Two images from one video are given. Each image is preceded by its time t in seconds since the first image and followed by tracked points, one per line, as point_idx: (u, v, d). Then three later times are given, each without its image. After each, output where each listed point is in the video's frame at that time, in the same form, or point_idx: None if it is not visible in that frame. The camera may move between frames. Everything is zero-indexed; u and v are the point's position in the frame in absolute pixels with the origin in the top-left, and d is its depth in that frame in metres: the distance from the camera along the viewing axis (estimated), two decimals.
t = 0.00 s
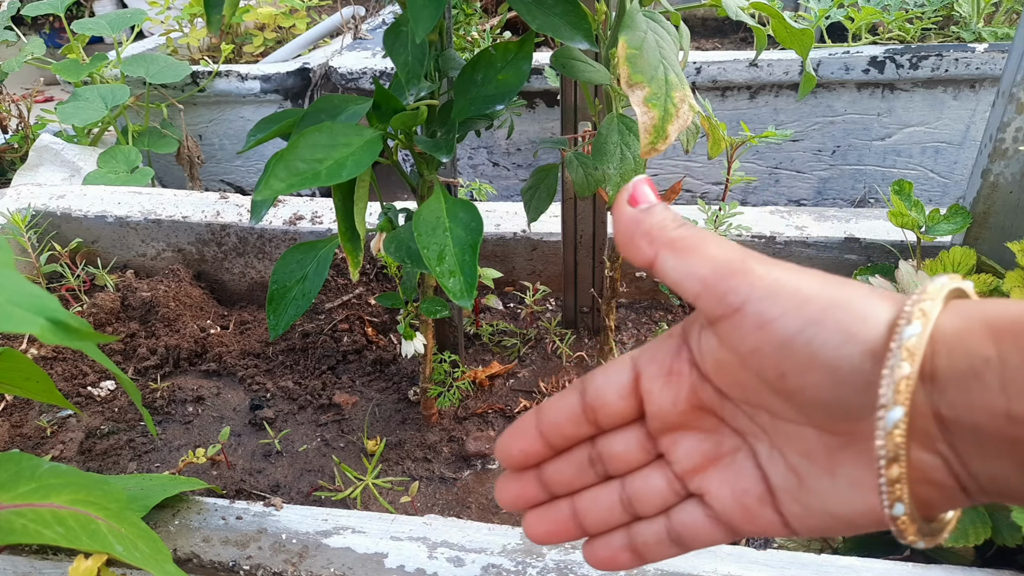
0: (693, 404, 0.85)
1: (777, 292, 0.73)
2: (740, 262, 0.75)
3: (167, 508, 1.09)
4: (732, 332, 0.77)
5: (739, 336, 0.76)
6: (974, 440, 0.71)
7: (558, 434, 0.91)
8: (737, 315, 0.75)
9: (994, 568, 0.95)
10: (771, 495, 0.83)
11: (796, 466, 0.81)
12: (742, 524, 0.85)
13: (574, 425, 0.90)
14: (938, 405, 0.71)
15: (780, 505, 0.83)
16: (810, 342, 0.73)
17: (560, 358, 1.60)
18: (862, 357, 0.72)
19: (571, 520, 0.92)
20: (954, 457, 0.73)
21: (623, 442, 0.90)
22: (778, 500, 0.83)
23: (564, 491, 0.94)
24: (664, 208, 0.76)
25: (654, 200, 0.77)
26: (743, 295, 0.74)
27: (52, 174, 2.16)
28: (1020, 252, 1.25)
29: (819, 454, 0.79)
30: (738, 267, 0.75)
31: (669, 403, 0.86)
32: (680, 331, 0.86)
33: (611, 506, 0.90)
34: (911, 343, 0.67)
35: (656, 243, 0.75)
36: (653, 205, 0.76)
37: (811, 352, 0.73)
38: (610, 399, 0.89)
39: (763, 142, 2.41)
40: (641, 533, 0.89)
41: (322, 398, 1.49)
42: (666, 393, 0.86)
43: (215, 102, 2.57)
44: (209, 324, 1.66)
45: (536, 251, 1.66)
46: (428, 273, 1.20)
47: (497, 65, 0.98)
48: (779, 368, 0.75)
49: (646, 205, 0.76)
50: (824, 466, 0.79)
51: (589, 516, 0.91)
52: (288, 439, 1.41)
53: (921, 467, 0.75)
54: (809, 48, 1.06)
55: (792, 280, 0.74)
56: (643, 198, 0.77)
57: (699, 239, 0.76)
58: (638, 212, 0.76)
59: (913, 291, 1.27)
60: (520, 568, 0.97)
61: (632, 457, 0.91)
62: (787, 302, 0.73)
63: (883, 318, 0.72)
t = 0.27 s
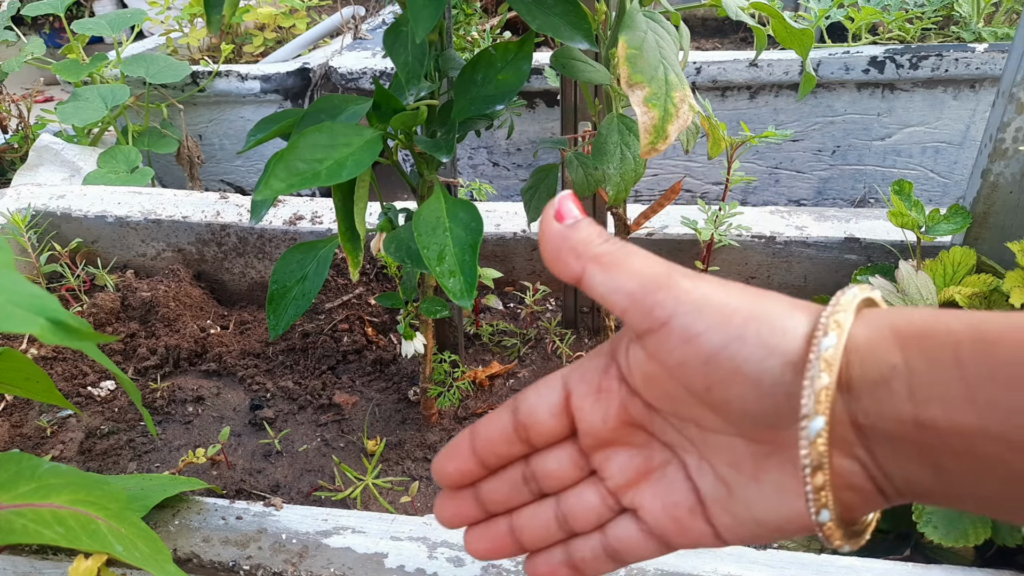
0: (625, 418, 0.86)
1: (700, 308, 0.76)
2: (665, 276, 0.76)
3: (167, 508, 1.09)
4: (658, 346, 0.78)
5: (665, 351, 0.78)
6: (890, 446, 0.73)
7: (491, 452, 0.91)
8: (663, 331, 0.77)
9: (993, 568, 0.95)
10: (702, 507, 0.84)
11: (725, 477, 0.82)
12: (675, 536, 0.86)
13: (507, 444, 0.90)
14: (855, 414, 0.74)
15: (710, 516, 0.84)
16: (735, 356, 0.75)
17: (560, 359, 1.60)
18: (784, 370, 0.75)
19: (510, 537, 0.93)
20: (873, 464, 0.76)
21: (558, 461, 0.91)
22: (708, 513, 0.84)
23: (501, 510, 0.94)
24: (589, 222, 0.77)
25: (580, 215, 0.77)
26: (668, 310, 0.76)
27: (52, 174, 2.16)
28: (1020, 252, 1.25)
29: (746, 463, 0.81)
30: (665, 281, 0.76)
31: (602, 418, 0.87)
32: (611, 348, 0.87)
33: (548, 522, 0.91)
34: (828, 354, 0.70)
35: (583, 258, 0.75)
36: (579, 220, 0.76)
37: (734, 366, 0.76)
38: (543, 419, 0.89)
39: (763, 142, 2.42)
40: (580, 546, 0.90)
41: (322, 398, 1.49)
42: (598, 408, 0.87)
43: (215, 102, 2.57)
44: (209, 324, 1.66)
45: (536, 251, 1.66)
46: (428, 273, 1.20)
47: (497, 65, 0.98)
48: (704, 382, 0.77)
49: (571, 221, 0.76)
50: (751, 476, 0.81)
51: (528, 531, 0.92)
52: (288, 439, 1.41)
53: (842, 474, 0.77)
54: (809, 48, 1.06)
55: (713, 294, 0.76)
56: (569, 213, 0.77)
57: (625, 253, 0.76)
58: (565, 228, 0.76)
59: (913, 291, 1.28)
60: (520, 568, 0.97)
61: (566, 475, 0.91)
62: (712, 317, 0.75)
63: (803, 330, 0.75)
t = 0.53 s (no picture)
0: (639, 490, 0.89)
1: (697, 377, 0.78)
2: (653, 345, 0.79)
3: (167, 508, 1.09)
4: (663, 418, 0.81)
5: (672, 422, 0.80)
6: (907, 494, 0.76)
7: (509, 539, 0.92)
8: (662, 403, 0.79)
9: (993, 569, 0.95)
10: (729, 564, 0.88)
11: (747, 536, 0.86)
12: None
13: (523, 529, 0.92)
14: (869, 465, 0.76)
15: (739, 574, 0.87)
16: (739, 422, 0.78)
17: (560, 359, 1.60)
18: (791, 430, 0.77)
19: None
20: (894, 510, 0.78)
21: (578, 539, 0.94)
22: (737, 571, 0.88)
23: None
24: (576, 301, 0.79)
25: (564, 294, 0.80)
26: (664, 378, 0.78)
27: (53, 174, 2.16)
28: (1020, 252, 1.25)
29: (768, 520, 0.84)
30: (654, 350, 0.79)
31: (617, 492, 0.89)
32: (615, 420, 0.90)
33: None
34: (835, 414, 0.71)
35: (575, 337, 0.77)
36: (564, 299, 0.79)
37: (740, 431, 0.78)
38: (557, 501, 0.91)
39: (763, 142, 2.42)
40: None
41: (322, 398, 1.49)
42: (611, 483, 0.89)
43: (215, 102, 2.57)
44: (209, 324, 1.66)
45: (536, 251, 1.66)
46: (428, 273, 1.20)
47: (497, 65, 0.98)
48: (716, 449, 0.80)
49: (558, 301, 0.79)
50: (775, 535, 0.84)
51: None
52: (288, 439, 1.42)
53: (866, 525, 0.79)
54: (809, 48, 1.06)
55: (703, 360, 0.79)
56: (555, 292, 0.80)
57: (612, 325, 0.79)
58: (553, 308, 0.78)
59: (913, 291, 1.28)
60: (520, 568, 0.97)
61: (588, 551, 0.94)
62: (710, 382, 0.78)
63: (803, 388, 0.76)
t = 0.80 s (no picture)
0: (684, 516, 0.88)
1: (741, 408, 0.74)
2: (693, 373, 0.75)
3: (167, 508, 1.09)
4: (707, 448, 0.78)
5: (717, 453, 0.78)
6: (961, 513, 0.71)
7: (557, 568, 0.94)
8: (705, 435, 0.76)
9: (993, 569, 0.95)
10: None
11: (800, 557, 0.85)
12: None
13: (570, 560, 0.93)
14: (919, 485, 0.71)
15: None
16: (785, 450, 0.74)
17: (560, 359, 1.60)
18: (839, 456, 0.73)
19: None
20: (947, 527, 0.74)
21: (626, 565, 0.95)
22: None
23: None
24: (608, 334, 0.74)
25: (595, 326, 0.75)
26: (705, 408, 0.74)
27: (53, 174, 2.16)
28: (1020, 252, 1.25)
29: (819, 541, 0.82)
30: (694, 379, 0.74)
31: (662, 519, 0.89)
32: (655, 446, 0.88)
33: None
34: (883, 438, 0.67)
35: (611, 372, 0.73)
36: (596, 334, 0.74)
37: (787, 459, 0.75)
38: (601, 530, 0.91)
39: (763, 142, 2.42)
40: None
41: (322, 398, 1.49)
42: (656, 511, 0.89)
43: (215, 102, 2.58)
44: (209, 323, 1.66)
45: (536, 251, 1.67)
46: (428, 273, 1.20)
47: (497, 65, 0.99)
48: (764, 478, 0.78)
49: (590, 336, 0.74)
50: (828, 554, 0.83)
51: None
52: (288, 439, 1.42)
53: (921, 543, 0.76)
54: (809, 48, 1.06)
55: (743, 387, 0.75)
56: (586, 325, 0.75)
57: (647, 355, 0.74)
58: (585, 344, 0.74)
59: (913, 290, 1.28)
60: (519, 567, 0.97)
61: None
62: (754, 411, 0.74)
63: (847, 411, 0.72)
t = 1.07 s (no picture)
0: (760, 530, 0.88)
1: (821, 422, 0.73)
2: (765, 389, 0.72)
3: (168, 508, 1.09)
4: (786, 465, 0.77)
5: (796, 467, 0.77)
6: None
7: None
8: (786, 451, 0.75)
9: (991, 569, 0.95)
10: None
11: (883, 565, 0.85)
12: None
13: None
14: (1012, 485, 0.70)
15: None
16: (870, 460, 0.74)
17: (560, 359, 1.61)
18: (928, 464, 0.72)
19: None
20: None
21: None
22: None
23: None
24: (673, 352, 0.71)
25: (660, 345, 0.71)
26: (783, 422, 0.73)
27: (54, 175, 2.16)
28: (1018, 252, 1.25)
29: (906, 549, 0.83)
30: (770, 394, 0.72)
31: (739, 536, 0.88)
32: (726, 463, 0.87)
33: None
34: (974, 444, 0.64)
35: (681, 393, 0.70)
36: (662, 353, 0.71)
37: (874, 468, 0.74)
38: (675, 551, 0.90)
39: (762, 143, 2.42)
40: None
41: (323, 398, 1.49)
42: (733, 527, 0.88)
43: (215, 102, 2.58)
44: (210, 324, 1.67)
45: (536, 251, 1.67)
46: (428, 273, 1.21)
47: (497, 66, 0.99)
48: (848, 490, 0.78)
49: (656, 356, 0.70)
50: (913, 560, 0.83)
51: None
52: (288, 438, 1.42)
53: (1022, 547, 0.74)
54: (808, 49, 1.07)
55: (821, 398, 0.73)
56: (650, 345, 0.71)
57: (715, 371, 0.71)
58: (652, 365, 0.70)
59: (912, 291, 1.28)
60: (519, 566, 0.97)
61: None
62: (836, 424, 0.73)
63: (932, 419, 0.70)
